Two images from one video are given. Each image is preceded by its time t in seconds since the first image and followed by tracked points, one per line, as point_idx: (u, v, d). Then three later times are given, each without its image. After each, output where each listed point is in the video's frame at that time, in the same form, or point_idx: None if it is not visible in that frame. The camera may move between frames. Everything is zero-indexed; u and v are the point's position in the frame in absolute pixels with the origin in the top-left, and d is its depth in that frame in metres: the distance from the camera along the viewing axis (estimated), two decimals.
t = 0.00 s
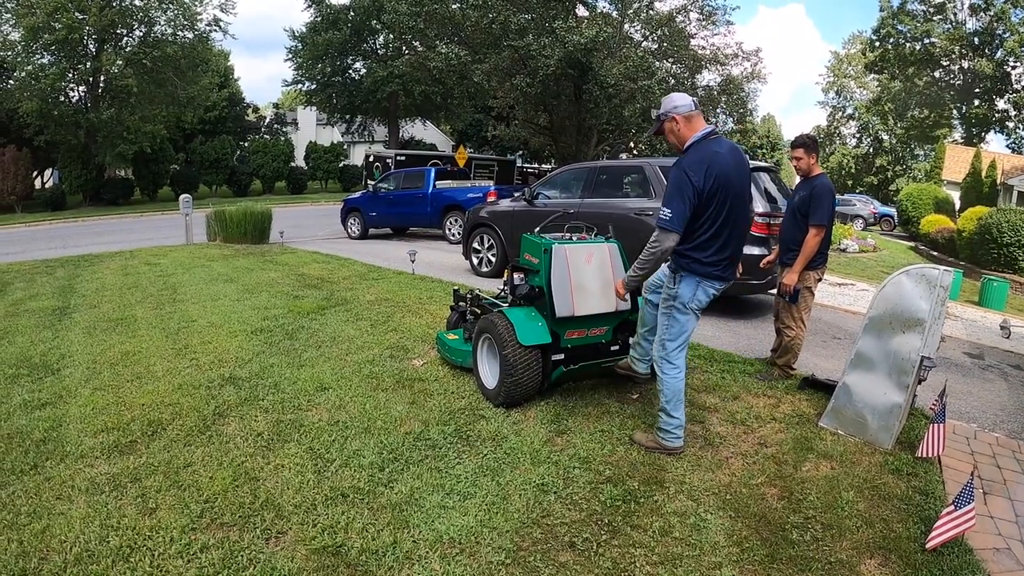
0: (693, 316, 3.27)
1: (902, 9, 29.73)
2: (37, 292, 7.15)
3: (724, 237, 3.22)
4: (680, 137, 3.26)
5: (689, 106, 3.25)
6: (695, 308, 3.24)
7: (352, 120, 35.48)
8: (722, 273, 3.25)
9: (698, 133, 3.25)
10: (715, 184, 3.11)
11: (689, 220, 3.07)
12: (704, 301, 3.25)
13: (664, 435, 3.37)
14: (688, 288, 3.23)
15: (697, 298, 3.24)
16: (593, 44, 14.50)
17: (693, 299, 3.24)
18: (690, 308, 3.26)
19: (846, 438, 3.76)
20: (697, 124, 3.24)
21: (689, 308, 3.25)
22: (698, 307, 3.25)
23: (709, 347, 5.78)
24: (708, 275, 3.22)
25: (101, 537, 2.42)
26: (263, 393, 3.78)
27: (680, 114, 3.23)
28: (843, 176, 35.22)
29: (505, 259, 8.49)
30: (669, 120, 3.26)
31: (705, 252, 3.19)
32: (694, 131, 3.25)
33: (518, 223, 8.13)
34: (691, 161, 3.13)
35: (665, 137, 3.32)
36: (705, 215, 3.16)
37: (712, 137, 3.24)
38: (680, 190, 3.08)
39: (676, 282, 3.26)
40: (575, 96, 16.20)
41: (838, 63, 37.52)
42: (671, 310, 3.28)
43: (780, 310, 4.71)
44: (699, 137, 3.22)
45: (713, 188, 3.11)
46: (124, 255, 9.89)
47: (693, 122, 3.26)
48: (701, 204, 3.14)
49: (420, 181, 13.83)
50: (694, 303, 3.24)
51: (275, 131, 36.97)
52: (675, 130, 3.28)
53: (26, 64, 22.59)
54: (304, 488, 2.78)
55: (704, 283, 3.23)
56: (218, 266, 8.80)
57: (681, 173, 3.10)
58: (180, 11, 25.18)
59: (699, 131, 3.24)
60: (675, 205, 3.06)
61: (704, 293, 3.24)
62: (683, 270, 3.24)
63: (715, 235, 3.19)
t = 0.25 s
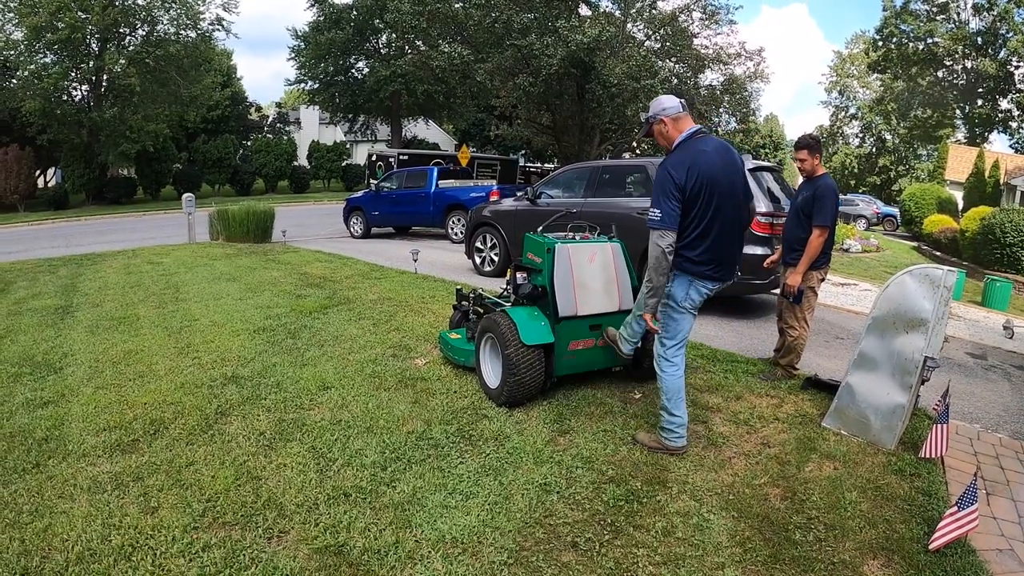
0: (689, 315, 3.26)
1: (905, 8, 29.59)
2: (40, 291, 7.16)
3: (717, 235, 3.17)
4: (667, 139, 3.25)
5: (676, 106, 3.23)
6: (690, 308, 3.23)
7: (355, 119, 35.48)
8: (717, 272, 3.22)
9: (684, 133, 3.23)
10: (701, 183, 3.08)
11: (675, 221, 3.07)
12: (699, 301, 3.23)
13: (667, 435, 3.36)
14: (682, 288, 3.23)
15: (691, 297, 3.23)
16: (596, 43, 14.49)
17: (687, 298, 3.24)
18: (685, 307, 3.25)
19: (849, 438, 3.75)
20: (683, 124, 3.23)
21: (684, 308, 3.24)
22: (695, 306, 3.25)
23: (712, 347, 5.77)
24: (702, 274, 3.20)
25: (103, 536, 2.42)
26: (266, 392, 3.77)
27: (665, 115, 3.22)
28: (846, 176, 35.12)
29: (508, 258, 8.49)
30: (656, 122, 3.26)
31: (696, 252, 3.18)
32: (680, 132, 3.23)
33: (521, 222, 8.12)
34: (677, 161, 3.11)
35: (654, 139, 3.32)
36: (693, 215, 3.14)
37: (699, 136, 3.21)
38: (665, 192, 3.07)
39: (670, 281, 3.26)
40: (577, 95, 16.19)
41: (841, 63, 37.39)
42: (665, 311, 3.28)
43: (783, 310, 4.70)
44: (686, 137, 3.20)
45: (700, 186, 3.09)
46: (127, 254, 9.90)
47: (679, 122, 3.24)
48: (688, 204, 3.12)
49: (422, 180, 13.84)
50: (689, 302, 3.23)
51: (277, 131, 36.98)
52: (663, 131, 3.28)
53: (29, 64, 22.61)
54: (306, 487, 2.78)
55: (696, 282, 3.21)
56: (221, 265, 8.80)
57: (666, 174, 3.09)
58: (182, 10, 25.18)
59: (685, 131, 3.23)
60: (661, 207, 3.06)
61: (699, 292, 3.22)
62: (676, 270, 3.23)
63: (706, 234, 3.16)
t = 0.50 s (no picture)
0: (689, 314, 3.25)
1: (908, 7, 29.52)
2: (42, 289, 7.16)
3: (715, 231, 3.17)
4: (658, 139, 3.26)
5: (668, 106, 3.25)
6: (689, 306, 3.22)
7: (357, 118, 35.50)
8: (716, 268, 3.21)
9: (675, 133, 3.23)
10: (696, 179, 3.09)
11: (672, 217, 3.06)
12: (698, 299, 3.23)
13: (669, 435, 3.36)
14: (680, 286, 3.22)
15: (690, 295, 3.22)
16: (599, 42, 14.50)
17: (686, 297, 3.23)
18: (685, 306, 3.24)
19: (851, 438, 3.74)
20: (675, 124, 3.24)
21: (683, 306, 3.23)
22: (696, 304, 3.25)
23: (715, 346, 5.77)
24: (701, 272, 3.19)
25: (104, 534, 2.42)
26: (267, 391, 3.77)
27: (657, 114, 3.23)
28: (848, 175, 35.08)
29: (510, 257, 8.48)
30: (648, 124, 3.27)
31: (695, 248, 3.16)
32: (671, 133, 3.25)
33: (523, 221, 8.12)
34: (671, 158, 3.12)
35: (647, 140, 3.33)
36: (689, 211, 3.14)
37: (692, 134, 3.22)
38: (661, 189, 3.06)
39: (669, 280, 3.25)
40: (580, 94, 16.19)
41: (843, 62, 37.31)
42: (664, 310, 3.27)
43: (785, 309, 4.71)
44: (678, 136, 3.20)
45: (695, 183, 3.09)
46: (129, 253, 9.91)
47: (671, 121, 3.25)
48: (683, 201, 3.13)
49: (424, 179, 13.84)
50: (688, 300, 3.22)
51: (279, 129, 37.01)
52: (655, 132, 3.29)
53: (32, 62, 22.64)
54: (308, 486, 2.77)
55: (695, 280, 3.20)
56: (222, 264, 8.80)
57: (661, 170, 3.09)
58: (185, 9, 25.20)
59: (678, 130, 3.23)
60: (656, 202, 3.05)
61: (698, 290, 3.22)
62: (675, 268, 3.23)
63: (704, 230, 3.15)
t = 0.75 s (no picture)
0: (690, 311, 3.24)
1: (911, 6, 29.40)
2: (45, 288, 7.18)
3: (712, 227, 3.17)
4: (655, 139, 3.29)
5: (664, 106, 3.29)
6: (689, 303, 3.21)
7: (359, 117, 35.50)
8: (715, 264, 3.20)
9: (671, 132, 3.25)
10: (690, 175, 3.11)
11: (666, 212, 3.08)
12: (699, 296, 3.22)
13: (671, 434, 3.35)
14: (680, 283, 3.21)
15: (690, 293, 3.21)
16: (601, 41, 14.49)
17: (687, 295, 3.22)
18: (686, 305, 3.23)
19: (853, 437, 3.74)
20: (671, 122, 3.25)
21: (683, 304, 3.22)
22: (696, 302, 3.23)
23: (717, 346, 5.76)
24: (700, 268, 3.18)
25: (106, 532, 2.42)
26: (269, 390, 3.77)
27: (653, 114, 3.26)
28: (851, 174, 35.03)
29: (512, 256, 8.48)
30: (644, 125, 3.30)
31: (692, 244, 3.16)
32: (668, 132, 3.26)
33: (525, 220, 8.12)
34: (667, 154, 3.15)
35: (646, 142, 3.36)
36: (685, 208, 3.16)
37: (689, 133, 3.25)
38: (656, 184, 3.09)
39: (668, 278, 3.25)
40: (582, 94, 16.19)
41: (846, 62, 37.21)
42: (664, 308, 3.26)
43: (788, 309, 4.71)
44: (674, 134, 3.23)
45: (689, 178, 3.11)
46: (131, 251, 9.93)
47: (667, 119, 3.28)
48: (678, 197, 3.15)
49: (426, 178, 13.85)
50: (689, 297, 3.21)
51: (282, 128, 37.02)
52: (652, 133, 3.33)
53: (34, 61, 22.66)
54: (309, 484, 2.77)
55: (695, 277, 3.20)
56: (224, 262, 8.82)
57: (657, 166, 3.12)
58: (187, 8, 25.21)
59: (673, 129, 3.25)
60: (651, 195, 3.07)
61: (698, 287, 3.21)
62: (674, 266, 3.22)
63: (701, 225, 3.16)
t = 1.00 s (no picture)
0: (687, 309, 3.24)
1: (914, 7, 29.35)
2: (47, 287, 7.20)
3: (708, 225, 3.19)
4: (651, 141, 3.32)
5: (661, 109, 3.34)
6: (687, 301, 3.21)
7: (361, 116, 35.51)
8: (712, 262, 3.20)
9: (666, 134, 3.28)
10: (686, 173, 3.15)
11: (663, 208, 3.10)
12: (697, 294, 3.22)
13: (674, 434, 3.34)
14: (678, 281, 3.21)
15: (688, 291, 3.21)
16: (603, 41, 14.50)
17: (685, 293, 3.22)
18: (683, 303, 3.23)
19: (854, 438, 3.73)
20: (665, 125, 3.28)
21: (682, 302, 3.22)
22: (694, 300, 3.24)
23: (718, 346, 5.76)
24: (698, 266, 3.19)
25: (108, 531, 2.43)
26: (271, 389, 3.77)
27: (651, 116, 3.31)
28: (853, 175, 35.04)
29: (514, 256, 8.49)
30: (639, 128, 3.33)
31: (690, 241, 3.17)
32: (662, 135, 3.28)
33: (528, 220, 8.13)
34: (665, 153, 3.18)
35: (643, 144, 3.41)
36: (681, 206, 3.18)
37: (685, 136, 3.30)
38: (652, 182, 3.12)
39: (665, 276, 3.25)
40: (584, 94, 16.20)
41: (848, 62, 37.12)
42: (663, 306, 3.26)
43: (789, 310, 4.71)
44: (669, 135, 3.26)
45: (684, 177, 3.15)
46: (134, 250, 9.95)
47: (664, 122, 3.33)
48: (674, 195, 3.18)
49: (429, 177, 13.86)
50: (687, 294, 3.21)
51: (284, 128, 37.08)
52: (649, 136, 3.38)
53: (36, 61, 22.72)
54: (310, 484, 2.78)
55: (693, 274, 3.19)
56: (226, 261, 8.84)
57: (655, 162, 3.17)
58: (189, 7, 25.25)
59: (668, 130, 3.28)
60: (650, 189, 3.11)
61: (696, 284, 3.21)
62: (672, 264, 3.23)
63: (697, 223, 3.17)
